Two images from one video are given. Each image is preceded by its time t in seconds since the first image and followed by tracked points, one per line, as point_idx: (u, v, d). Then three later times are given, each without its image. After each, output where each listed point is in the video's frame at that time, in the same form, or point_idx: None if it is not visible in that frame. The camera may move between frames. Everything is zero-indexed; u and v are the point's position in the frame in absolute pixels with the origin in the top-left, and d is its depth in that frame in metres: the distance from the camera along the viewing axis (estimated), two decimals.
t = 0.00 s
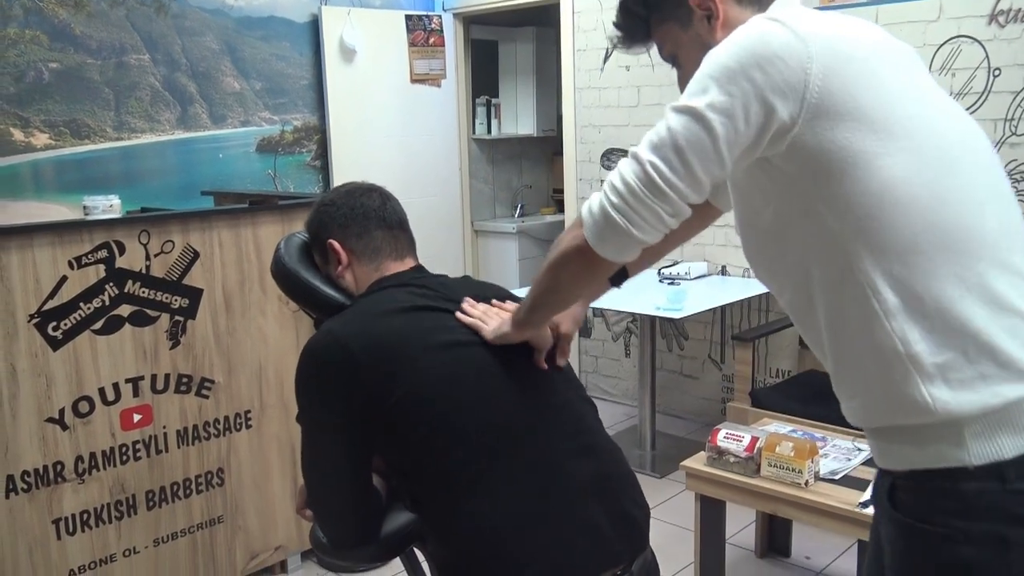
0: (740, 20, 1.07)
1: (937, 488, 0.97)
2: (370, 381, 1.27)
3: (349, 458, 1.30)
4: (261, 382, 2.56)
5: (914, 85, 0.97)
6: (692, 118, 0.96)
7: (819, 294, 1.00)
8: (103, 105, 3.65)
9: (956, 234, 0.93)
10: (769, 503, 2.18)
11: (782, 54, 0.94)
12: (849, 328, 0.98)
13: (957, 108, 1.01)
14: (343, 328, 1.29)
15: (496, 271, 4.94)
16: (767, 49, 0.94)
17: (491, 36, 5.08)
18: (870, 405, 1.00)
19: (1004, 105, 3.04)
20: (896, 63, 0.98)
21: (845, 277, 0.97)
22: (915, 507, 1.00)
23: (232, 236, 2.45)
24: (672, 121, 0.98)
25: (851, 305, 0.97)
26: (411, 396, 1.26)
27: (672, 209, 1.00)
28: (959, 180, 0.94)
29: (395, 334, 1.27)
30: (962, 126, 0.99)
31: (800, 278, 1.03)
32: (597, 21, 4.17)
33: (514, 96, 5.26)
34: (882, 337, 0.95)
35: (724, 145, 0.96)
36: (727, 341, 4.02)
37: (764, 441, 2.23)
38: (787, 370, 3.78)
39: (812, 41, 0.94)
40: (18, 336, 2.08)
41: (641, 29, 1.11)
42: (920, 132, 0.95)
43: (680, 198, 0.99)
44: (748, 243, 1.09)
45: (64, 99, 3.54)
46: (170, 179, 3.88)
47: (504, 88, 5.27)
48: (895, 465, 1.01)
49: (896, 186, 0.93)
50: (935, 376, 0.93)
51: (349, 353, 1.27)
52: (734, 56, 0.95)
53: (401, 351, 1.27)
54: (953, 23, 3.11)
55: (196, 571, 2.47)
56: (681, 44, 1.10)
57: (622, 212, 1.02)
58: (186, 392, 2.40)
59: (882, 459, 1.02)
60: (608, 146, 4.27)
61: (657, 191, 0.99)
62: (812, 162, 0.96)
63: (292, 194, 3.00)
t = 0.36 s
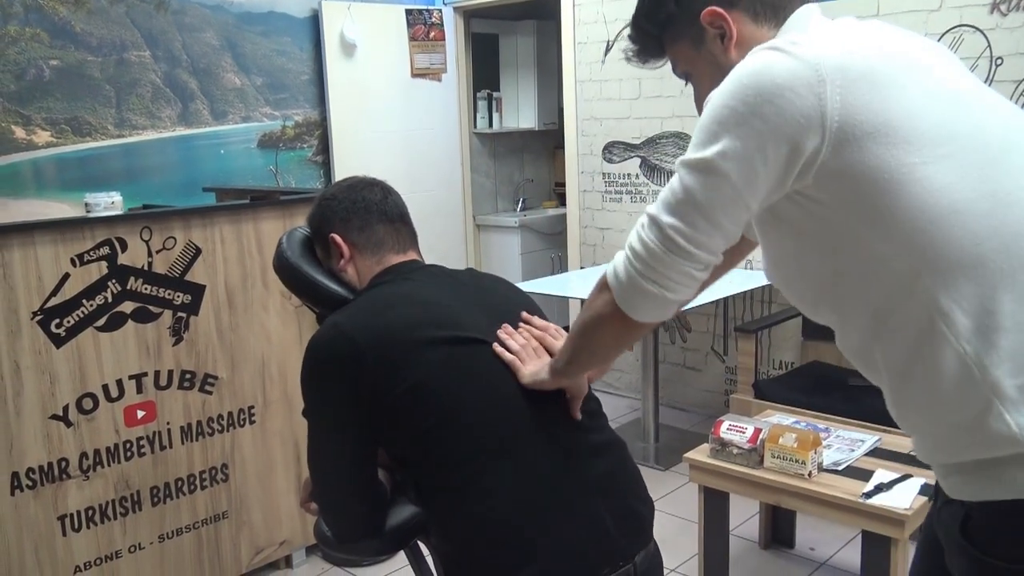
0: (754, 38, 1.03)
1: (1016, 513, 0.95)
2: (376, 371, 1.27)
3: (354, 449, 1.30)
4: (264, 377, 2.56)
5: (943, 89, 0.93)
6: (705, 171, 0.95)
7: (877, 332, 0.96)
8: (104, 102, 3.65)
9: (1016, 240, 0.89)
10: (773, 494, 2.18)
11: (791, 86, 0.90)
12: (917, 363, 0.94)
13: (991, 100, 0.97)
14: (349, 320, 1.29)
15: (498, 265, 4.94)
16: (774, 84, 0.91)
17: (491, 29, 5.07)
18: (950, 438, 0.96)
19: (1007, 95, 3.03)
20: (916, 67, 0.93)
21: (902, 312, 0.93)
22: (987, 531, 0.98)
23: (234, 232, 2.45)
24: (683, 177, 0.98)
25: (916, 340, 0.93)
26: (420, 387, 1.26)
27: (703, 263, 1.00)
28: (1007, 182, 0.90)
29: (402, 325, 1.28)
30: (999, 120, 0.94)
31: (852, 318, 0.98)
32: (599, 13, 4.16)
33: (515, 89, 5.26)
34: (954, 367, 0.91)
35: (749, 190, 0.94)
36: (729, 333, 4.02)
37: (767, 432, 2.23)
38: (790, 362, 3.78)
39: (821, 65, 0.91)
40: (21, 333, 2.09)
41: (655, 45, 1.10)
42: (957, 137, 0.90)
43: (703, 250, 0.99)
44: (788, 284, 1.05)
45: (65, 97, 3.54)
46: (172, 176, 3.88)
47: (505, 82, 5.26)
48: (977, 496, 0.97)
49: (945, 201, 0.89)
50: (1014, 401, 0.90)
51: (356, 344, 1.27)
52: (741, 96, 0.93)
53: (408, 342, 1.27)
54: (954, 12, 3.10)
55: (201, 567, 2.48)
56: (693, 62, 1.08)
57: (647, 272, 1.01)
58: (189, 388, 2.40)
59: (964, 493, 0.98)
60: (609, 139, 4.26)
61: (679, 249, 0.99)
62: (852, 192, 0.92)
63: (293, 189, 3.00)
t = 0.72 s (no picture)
0: (744, 58, 1.01)
1: None
2: (376, 368, 1.27)
3: (352, 445, 1.31)
4: (265, 373, 2.57)
5: (938, 95, 0.90)
6: (710, 220, 0.93)
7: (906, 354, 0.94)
8: (105, 97, 3.65)
9: None
10: (774, 491, 2.18)
11: (788, 121, 0.87)
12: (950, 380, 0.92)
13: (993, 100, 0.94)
14: (351, 316, 1.29)
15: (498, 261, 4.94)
16: (771, 120, 0.87)
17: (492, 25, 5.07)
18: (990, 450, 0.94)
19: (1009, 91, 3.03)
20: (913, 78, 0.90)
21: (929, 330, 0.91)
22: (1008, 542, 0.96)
23: (235, 228, 2.46)
24: (688, 227, 0.96)
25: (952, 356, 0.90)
26: (420, 383, 1.26)
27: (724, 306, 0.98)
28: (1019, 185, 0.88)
29: (402, 322, 1.27)
30: (1002, 122, 0.91)
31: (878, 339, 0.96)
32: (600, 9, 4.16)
33: (516, 84, 5.25)
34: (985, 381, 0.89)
35: (763, 232, 0.92)
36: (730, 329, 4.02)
37: (768, 429, 2.23)
38: (791, 358, 3.79)
39: (819, 92, 0.87)
40: (23, 328, 2.09)
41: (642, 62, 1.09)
42: (964, 144, 0.88)
43: (719, 294, 0.97)
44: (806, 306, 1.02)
45: (66, 92, 3.54)
46: (173, 171, 3.88)
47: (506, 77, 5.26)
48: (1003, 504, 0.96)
49: (960, 214, 0.86)
50: None
51: (356, 340, 1.27)
52: (738, 134, 0.89)
53: (408, 337, 1.27)
54: (957, 7, 3.09)
55: (202, 561, 2.48)
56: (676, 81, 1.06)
57: (666, 323, 1.00)
58: (190, 383, 2.41)
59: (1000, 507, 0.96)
60: (611, 135, 4.26)
61: (694, 297, 0.97)
62: (867, 216, 0.89)
63: (294, 184, 3.00)
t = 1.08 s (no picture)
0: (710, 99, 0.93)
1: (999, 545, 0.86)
2: (377, 368, 1.26)
3: (352, 446, 1.30)
4: (265, 373, 2.56)
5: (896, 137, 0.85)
6: (685, 284, 0.87)
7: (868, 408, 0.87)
8: (105, 96, 3.65)
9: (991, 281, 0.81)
10: (773, 492, 2.18)
11: (739, 164, 0.83)
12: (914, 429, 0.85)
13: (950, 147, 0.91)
14: (350, 317, 1.28)
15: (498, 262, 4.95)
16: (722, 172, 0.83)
17: (493, 25, 5.07)
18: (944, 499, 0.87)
19: (1010, 93, 3.02)
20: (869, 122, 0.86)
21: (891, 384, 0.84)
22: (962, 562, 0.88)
23: (235, 228, 2.46)
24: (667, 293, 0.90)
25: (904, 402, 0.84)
26: (421, 383, 1.26)
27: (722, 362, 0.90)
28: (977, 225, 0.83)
29: (404, 322, 1.27)
30: (967, 172, 0.87)
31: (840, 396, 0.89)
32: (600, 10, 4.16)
33: (516, 85, 5.25)
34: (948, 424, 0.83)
35: (737, 289, 0.85)
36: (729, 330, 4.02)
37: (767, 430, 2.23)
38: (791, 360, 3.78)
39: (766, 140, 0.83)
40: (23, 327, 2.09)
41: (607, 73, 0.99)
42: (923, 186, 0.83)
43: (714, 360, 0.89)
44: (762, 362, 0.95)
45: (66, 91, 3.54)
46: (173, 170, 3.88)
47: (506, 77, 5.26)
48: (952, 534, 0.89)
49: (922, 253, 0.80)
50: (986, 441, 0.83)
51: (355, 341, 1.26)
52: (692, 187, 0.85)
53: (410, 337, 1.27)
54: (957, 9, 3.09)
55: (201, 561, 2.48)
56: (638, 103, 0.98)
57: (662, 401, 0.92)
58: (189, 383, 2.40)
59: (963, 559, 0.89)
60: (611, 136, 4.26)
61: (683, 368, 0.89)
62: (825, 262, 0.82)
63: (293, 184, 3.00)
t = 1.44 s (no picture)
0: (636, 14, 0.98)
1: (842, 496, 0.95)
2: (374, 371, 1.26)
3: (351, 453, 1.30)
4: (265, 373, 2.56)
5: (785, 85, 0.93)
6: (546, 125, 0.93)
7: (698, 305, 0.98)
8: (107, 96, 3.65)
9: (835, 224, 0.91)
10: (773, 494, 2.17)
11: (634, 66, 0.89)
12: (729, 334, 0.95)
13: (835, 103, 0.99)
14: (348, 321, 1.29)
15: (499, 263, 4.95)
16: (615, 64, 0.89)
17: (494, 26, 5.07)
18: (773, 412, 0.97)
19: (1010, 96, 3.02)
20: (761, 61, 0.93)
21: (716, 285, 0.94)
22: (814, 513, 0.97)
23: (236, 228, 2.45)
24: (527, 123, 0.95)
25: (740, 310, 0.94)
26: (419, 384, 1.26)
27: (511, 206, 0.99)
28: (828, 175, 0.91)
29: (399, 325, 1.27)
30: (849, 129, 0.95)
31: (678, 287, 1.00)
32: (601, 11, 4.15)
33: (517, 86, 5.24)
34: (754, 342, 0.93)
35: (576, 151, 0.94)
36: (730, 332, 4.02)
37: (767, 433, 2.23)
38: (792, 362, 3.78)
39: (662, 50, 0.89)
40: (23, 326, 2.09)
41: None
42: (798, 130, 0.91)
43: (515, 198, 0.98)
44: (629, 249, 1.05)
45: (68, 90, 3.54)
46: (174, 170, 3.88)
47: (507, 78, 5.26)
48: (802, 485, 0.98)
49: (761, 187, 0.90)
50: (823, 370, 0.91)
51: (357, 346, 1.26)
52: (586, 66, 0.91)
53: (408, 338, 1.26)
54: (959, 12, 3.09)
55: (201, 561, 2.48)
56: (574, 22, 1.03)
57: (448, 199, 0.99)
58: (190, 383, 2.40)
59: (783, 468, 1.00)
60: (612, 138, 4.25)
61: (493, 189, 0.97)
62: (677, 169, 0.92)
63: (294, 184, 3.00)
